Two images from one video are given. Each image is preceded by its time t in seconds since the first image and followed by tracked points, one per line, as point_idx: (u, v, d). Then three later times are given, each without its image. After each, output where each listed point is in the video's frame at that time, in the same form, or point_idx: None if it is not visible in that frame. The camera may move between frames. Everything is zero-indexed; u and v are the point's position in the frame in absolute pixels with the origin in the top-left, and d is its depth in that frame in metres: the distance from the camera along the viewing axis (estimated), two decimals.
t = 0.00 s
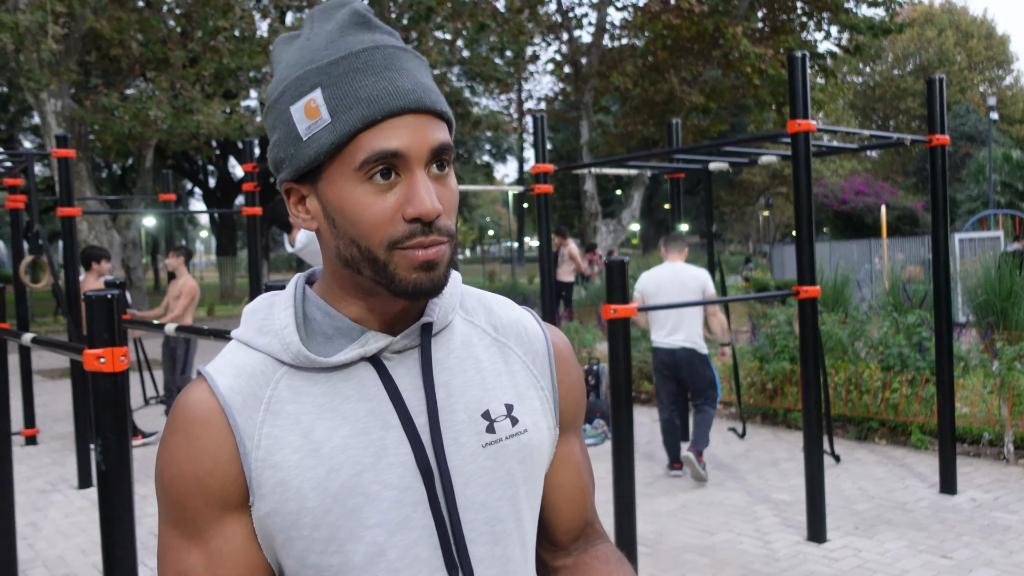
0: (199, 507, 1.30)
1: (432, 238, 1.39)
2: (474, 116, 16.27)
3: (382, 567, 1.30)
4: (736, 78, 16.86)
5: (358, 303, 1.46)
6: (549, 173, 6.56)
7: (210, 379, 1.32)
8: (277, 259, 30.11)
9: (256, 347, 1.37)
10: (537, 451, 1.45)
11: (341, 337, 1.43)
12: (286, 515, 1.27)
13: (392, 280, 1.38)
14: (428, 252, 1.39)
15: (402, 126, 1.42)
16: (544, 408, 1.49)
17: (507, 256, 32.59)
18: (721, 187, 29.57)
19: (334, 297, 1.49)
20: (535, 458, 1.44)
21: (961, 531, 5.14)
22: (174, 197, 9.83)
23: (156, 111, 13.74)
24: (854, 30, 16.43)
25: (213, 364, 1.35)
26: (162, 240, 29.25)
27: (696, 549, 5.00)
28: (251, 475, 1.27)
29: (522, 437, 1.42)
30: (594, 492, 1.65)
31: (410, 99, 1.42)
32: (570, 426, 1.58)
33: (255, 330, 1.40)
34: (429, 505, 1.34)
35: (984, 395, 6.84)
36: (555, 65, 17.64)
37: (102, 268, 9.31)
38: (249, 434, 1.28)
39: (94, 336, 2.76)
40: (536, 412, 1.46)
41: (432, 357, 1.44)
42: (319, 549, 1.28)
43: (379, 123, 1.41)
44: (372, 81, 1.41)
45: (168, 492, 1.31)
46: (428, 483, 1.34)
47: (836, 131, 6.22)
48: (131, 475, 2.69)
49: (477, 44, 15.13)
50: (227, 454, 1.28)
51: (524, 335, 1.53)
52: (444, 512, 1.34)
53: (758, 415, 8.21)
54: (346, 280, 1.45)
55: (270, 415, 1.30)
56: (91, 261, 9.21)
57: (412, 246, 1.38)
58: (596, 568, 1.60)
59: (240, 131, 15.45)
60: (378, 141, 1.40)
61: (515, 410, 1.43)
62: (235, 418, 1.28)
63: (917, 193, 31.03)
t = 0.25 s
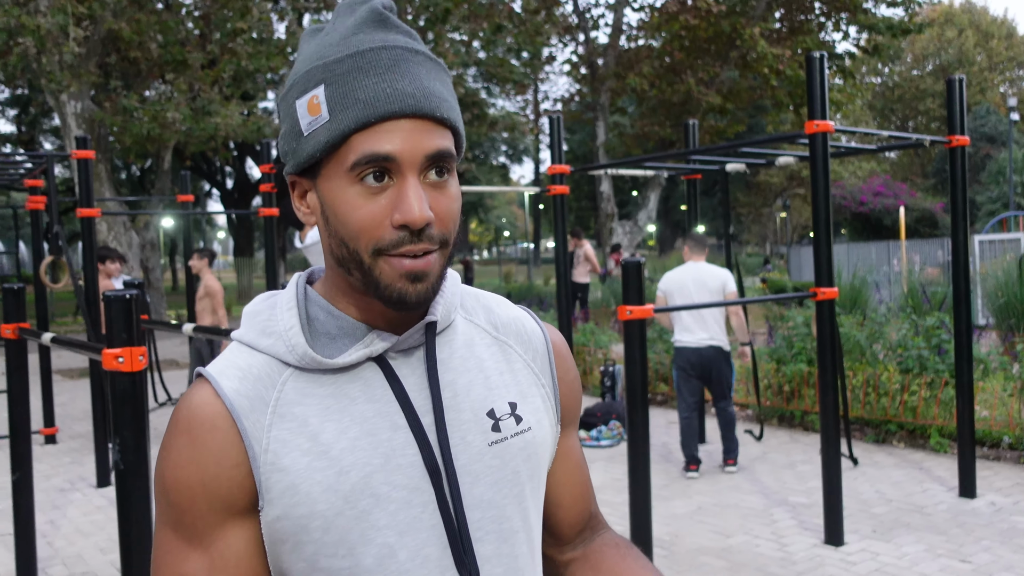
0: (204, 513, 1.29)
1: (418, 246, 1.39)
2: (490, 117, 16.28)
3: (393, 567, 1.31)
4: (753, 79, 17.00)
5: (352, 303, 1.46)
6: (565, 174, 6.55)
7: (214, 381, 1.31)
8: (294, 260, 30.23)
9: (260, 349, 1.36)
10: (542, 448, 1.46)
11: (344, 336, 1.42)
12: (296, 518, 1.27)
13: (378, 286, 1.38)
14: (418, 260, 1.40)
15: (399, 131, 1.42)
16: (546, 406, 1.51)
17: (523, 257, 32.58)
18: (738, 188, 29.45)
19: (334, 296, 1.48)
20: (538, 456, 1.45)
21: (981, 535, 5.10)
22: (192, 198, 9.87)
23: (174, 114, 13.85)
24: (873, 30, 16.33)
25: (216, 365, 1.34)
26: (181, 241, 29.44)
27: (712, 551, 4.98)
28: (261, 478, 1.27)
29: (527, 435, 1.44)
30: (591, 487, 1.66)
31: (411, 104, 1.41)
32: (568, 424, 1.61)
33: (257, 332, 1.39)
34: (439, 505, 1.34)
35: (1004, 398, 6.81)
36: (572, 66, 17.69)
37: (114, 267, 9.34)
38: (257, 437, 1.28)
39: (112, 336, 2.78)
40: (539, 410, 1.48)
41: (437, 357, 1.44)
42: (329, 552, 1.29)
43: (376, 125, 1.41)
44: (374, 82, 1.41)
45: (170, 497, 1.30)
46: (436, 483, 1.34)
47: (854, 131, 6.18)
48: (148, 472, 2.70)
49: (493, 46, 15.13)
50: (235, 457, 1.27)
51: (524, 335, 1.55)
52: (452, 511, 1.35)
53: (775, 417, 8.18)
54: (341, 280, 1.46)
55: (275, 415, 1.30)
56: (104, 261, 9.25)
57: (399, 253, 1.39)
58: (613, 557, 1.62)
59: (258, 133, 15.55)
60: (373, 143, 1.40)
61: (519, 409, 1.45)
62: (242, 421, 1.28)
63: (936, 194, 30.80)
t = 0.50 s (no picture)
0: (216, 512, 1.30)
1: (437, 234, 1.42)
2: (504, 118, 16.26)
3: (404, 564, 1.32)
4: (767, 81, 17.03)
5: (366, 299, 1.47)
6: (578, 175, 6.55)
7: (224, 381, 1.32)
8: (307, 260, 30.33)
9: (271, 348, 1.38)
10: (551, 445, 1.47)
11: (354, 336, 1.44)
12: (308, 516, 1.28)
13: (396, 277, 1.40)
14: (436, 250, 1.42)
15: (408, 121, 1.44)
16: (554, 402, 1.52)
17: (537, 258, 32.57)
18: (752, 190, 29.34)
19: (345, 294, 1.49)
20: (548, 453, 1.46)
21: (996, 539, 5.06)
22: (207, 198, 9.91)
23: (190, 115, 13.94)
24: (889, 30, 16.25)
25: (227, 366, 1.35)
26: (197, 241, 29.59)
27: (724, 554, 4.97)
28: (273, 475, 1.28)
29: (536, 432, 1.44)
30: (606, 479, 1.68)
31: (420, 94, 1.44)
32: (577, 420, 1.62)
33: (268, 332, 1.40)
34: (450, 502, 1.35)
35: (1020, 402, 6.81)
36: (586, 67, 17.74)
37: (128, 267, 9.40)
38: (268, 435, 1.29)
39: (126, 335, 2.80)
40: (547, 408, 1.49)
41: (446, 355, 1.46)
42: (341, 549, 1.29)
43: (387, 117, 1.43)
44: (381, 74, 1.43)
45: (181, 496, 1.31)
46: (447, 479, 1.35)
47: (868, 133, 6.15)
48: (161, 471, 2.72)
49: (507, 47, 15.14)
50: (248, 455, 1.29)
51: (531, 332, 1.56)
52: (463, 506, 1.35)
53: (787, 419, 8.11)
54: (354, 277, 1.47)
55: (284, 414, 1.31)
56: (117, 261, 9.31)
57: (417, 242, 1.41)
58: (626, 542, 1.62)
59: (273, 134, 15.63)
60: (385, 135, 1.42)
61: (527, 406, 1.46)
62: (254, 420, 1.29)
63: (952, 195, 30.62)
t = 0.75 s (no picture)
0: (231, 503, 1.31)
1: (443, 221, 1.40)
2: (513, 117, 16.27)
3: (411, 558, 1.31)
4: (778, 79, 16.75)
5: (376, 293, 1.47)
6: (586, 175, 6.54)
7: (235, 375, 1.33)
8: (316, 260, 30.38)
9: (280, 344, 1.39)
10: (560, 441, 1.46)
11: (363, 331, 1.44)
12: (318, 506, 1.28)
13: (405, 265, 1.39)
14: (442, 237, 1.40)
15: (413, 110, 1.44)
16: (562, 400, 1.51)
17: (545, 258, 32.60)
18: (761, 190, 29.27)
19: (355, 291, 1.49)
20: (557, 449, 1.45)
21: (1006, 540, 5.03)
22: (216, 198, 9.95)
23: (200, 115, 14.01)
24: (899, 30, 16.18)
25: (238, 362, 1.37)
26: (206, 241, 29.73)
27: (732, 555, 4.95)
28: (282, 468, 1.29)
29: (544, 428, 1.44)
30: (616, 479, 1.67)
31: (424, 84, 1.44)
32: (587, 420, 1.62)
33: (277, 329, 1.41)
34: (457, 496, 1.34)
35: None
36: (595, 67, 17.76)
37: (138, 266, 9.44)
38: (278, 429, 1.30)
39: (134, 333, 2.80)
40: (556, 404, 1.48)
41: (454, 351, 1.45)
42: (350, 542, 1.29)
43: (391, 107, 1.43)
44: (383, 68, 1.43)
45: (196, 489, 1.33)
46: (455, 474, 1.35)
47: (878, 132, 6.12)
48: (169, 469, 2.73)
49: (515, 46, 15.15)
50: (258, 448, 1.30)
51: (539, 330, 1.56)
52: (470, 501, 1.35)
53: (797, 420, 8.10)
54: (363, 270, 1.46)
55: (294, 409, 1.32)
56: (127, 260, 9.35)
57: (424, 230, 1.40)
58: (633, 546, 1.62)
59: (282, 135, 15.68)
60: (390, 123, 1.42)
61: (536, 402, 1.45)
62: (263, 414, 1.30)
63: (962, 195, 30.49)
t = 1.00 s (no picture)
0: (238, 493, 1.32)
1: (440, 202, 1.40)
2: (518, 117, 16.24)
3: (412, 554, 1.31)
4: (782, 78, 16.85)
5: (382, 285, 1.48)
6: (591, 174, 6.53)
7: (245, 367, 1.35)
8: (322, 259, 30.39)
9: (290, 338, 1.40)
10: (565, 440, 1.45)
11: (370, 327, 1.45)
12: (322, 497, 1.29)
13: (404, 248, 1.39)
14: (441, 220, 1.40)
15: (410, 98, 1.45)
16: (569, 401, 1.51)
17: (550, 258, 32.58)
18: (767, 189, 29.22)
19: (363, 286, 1.50)
20: (563, 448, 1.45)
21: (1011, 541, 5.02)
22: (222, 197, 9.96)
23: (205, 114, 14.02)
24: (906, 29, 16.10)
25: (249, 354, 1.39)
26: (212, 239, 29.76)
27: (737, 554, 4.94)
28: (288, 459, 1.30)
29: (550, 427, 1.44)
30: (626, 483, 1.66)
31: (419, 71, 1.45)
32: (598, 423, 1.62)
33: (288, 322, 1.43)
34: (459, 492, 1.34)
35: None
36: (601, 66, 17.75)
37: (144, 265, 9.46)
38: (284, 420, 1.31)
39: (139, 332, 2.81)
40: (562, 403, 1.48)
41: (461, 348, 1.46)
42: (352, 533, 1.30)
43: (388, 93, 1.45)
44: (378, 56, 1.46)
45: (204, 479, 1.33)
46: (458, 470, 1.35)
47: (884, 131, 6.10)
48: (174, 467, 2.73)
49: (521, 45, 15.11)
50: (265, 439, 1.31)
51: (548, 330, 1.56)
52: (472, 498, 1.35)
53: (802, 420, 8.11)
54: (369, 261, 1.47)
55: (303, 401, 1.33)
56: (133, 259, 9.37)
57: (422, 212, 1.40)
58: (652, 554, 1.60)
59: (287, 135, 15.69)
60: (386, 109, 1.44)
61: (542, 402, 1.45)
62: (270, 405, 1.31)
63: (969, 195, 30.39)
